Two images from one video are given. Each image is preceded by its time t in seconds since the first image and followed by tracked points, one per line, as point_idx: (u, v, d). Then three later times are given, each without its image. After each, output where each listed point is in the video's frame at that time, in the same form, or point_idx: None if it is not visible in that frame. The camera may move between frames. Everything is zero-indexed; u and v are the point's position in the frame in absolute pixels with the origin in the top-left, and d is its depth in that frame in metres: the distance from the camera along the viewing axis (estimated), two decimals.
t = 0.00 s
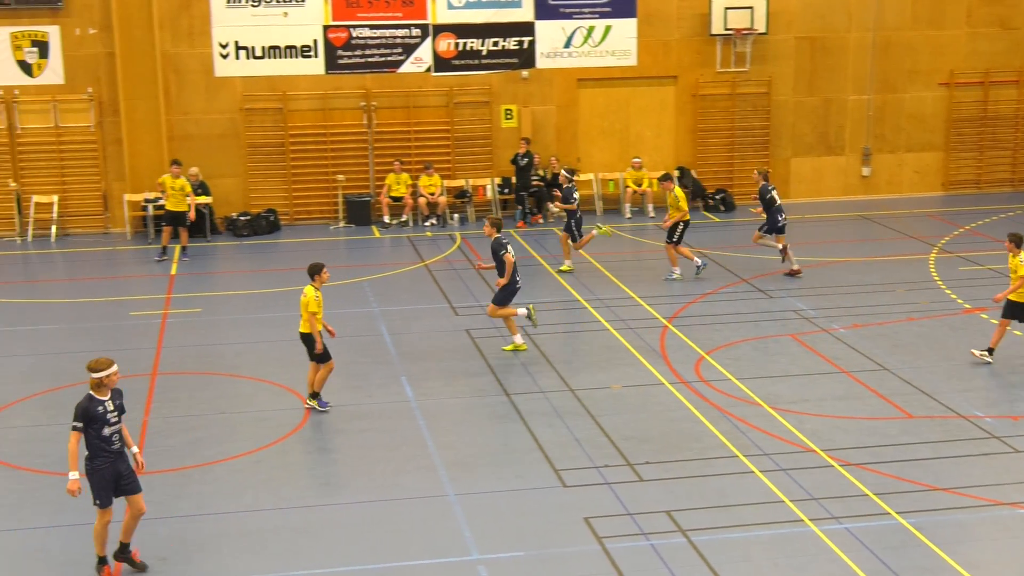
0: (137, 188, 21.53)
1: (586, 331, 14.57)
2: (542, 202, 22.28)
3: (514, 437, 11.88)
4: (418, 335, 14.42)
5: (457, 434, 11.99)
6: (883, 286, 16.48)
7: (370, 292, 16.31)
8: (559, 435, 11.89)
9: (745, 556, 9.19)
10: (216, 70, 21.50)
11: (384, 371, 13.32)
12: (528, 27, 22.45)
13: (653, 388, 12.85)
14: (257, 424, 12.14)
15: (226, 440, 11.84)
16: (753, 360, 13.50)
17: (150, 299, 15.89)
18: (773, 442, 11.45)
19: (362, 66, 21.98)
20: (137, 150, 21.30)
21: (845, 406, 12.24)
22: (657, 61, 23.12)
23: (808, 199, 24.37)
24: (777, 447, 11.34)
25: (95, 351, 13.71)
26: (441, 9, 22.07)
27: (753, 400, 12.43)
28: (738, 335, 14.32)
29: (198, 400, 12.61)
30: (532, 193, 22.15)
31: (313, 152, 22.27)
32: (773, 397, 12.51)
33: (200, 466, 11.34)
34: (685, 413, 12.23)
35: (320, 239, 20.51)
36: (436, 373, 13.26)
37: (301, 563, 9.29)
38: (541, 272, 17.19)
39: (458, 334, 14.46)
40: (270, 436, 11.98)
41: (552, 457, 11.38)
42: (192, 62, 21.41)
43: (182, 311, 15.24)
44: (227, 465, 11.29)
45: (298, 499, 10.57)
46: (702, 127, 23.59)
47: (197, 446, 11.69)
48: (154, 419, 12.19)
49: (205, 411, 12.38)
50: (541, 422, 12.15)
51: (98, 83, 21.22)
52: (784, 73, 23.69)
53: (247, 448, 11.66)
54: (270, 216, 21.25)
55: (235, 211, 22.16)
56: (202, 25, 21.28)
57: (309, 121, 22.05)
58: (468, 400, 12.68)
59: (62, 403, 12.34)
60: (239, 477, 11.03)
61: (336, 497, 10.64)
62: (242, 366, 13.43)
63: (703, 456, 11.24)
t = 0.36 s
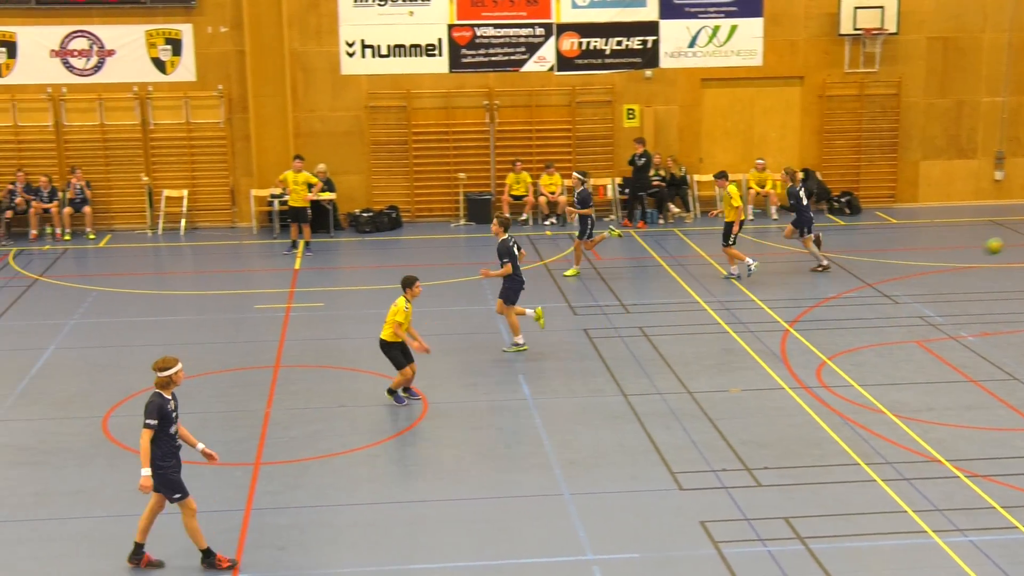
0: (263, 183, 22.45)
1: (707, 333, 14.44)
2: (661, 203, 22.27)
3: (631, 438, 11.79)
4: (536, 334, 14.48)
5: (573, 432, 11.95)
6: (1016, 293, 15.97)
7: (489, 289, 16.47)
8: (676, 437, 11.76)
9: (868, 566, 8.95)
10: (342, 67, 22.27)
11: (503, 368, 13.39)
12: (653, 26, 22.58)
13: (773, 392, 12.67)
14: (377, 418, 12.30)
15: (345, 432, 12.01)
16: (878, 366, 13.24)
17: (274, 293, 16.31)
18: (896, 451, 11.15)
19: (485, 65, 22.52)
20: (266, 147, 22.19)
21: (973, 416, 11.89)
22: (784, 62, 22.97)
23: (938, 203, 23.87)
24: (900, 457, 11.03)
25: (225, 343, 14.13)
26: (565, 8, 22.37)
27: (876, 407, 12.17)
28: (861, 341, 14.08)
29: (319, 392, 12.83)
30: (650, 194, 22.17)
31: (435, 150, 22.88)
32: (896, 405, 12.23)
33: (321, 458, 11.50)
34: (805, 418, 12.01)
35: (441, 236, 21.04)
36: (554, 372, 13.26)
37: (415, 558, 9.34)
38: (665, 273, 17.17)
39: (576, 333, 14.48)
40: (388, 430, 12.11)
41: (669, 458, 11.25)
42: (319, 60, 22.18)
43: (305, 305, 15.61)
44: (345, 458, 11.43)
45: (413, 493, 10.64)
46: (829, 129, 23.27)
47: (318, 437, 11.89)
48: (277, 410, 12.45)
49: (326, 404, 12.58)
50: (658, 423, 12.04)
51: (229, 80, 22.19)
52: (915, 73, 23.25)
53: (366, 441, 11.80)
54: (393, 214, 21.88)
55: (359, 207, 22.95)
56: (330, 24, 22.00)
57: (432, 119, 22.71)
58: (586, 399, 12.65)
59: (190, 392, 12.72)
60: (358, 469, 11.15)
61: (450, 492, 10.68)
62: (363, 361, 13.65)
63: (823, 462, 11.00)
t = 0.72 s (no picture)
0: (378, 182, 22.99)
1: (823, 339, 14.22)
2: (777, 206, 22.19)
3: (742, 444, 11.61)
4: (646, 336, 14.40)
5: (682, 436, 11.81)
6: None
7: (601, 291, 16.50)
8: (788, 443, 11.55)
9: None
10: (458, 67, 22.65)
11: (614, 369, 13.36)
12: (770, 27, 22.46)
13: (890, 401, 12.41)
14: (487, 417, 12.33)
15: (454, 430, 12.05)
16: (1002, 378, 12.85)
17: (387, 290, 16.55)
18: (1018, 463, 10.76)
19: (600, 66, 22.62)
20: (380, 147, 22.63)
21: None
22: (906, 63, 22.52)
23: None
24: (1023, 470, 10.63)
25: (341, 338, 14.41)
26: (683, 9, 22.42)
27: (997, 418, 11.80)
28: (982, 350, 13.72)
29: (428, 390, 12.92)
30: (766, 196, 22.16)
31: (548, 146, 23.03)
32: (1018, 416, 11.85)
33: (429, 455, 11.55)
34: (923, 428, 11.70)
35: (556, 236, 21.30)
36: (664, 375, 13.16)
37: (522, 557, 9.29)
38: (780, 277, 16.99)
39: (687, 336, 14.39)
40: (497, 429, 12.13)
41: (780, 465, 11.04)
42: (435, 60, 22.62)
43: (418, 303, 15.79)
44: (453, 456, 11.46)
45: (520, 493, 10.60)
46: (952, 133, 22.69)
47: (428, 434, 11.96)
48: (388, 406, 12.56)
49: (435, 402, 12.67)
50: (770, 430, 11.83)
51: (346, 80, 22.79)
52: None
53: (475, 440, 11.82)
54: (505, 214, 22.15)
55: (471, 206, 23.30)
56: (446, 24, 22.41)
57: (546, 119, 22.90)
58: (698, 403, 12.54)
59: (305, 386, 12.95)
60: (466, 467, 11.16)
61: (557, 493, 10.62)
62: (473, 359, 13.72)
63: (940, 474, 10.69)
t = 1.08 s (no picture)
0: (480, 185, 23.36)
1: (931, 351, 13.91)
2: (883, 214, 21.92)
3: (843, 455, 11.37)
4: (747, 344, 14.24)
5: (783, 447, 11.60)
6: None
7: (701, 297, 16.45)
8: (891, 455, 11.28)
9: None
10: (562, 72, 22.82)
11: (714, 377, 13.27)
12: (882, 32, 22.08)
13: (999, 416, 12.05)
14: (585, 421, 12.29)
15: (552, 435, 12.02)
16: None
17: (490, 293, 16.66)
18: None
19: (705, 71, 22.52)
20: (484, 149, 23.04)
21: None
22: (1021, 69, 22.04)
23: None
24: None
25: (443, 340, 14.57)
26: (791, 13, 22.19)
27: None
28: None
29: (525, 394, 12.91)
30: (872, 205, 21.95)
31: (651, 153, 22.98)
32: None
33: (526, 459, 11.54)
34: None
35: (657, 243, 21.15)
36: (765, 385, 12.98)
37: (618, 564, 9.17)
38: (884, 287, 16.72)
39: (790, 344, 14.23)
40: (595, 434, 12.07)
41: (883, 477, 10.78)
42: (540, 65, 22.85)
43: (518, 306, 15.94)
44: (551, 461, 11.41)
45: (617, 500, 10.49)
46: None
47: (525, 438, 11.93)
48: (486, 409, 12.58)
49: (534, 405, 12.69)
50: (873, 441, 11.58)
51: (450, 84, 23.20)
52: None
53: (572, 445, 11.79)
54: (606, 219, 22.35)
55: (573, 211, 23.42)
56: (551, 29, 22.65)
57: (649, 125, 22.85)
58: (799, 413, 12.35)
59: (406, 388, 13.06)
60: (563, 472, 11.11)
61: (654, 499, 10.50)
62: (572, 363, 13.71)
63: None
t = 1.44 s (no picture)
0: (568, 196, 23.37)
1: None
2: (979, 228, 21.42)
3: (935, 473, 11.08)
4: (835, 358, 14.06)
5: (873, 463, 11.35)
6: None
7: (790, 310, 16.33)
8: (985, 475, 10.97)
9: None
10: (651, 83, 22.77)
11: (802, 391, 13.14)
12: (981, 43, 21.67)
13: None
14: (671, 433, 12.18)
15: (638, 446, 11.90)
16: None
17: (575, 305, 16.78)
18: None
19: (797, 82, 22.29)
20: (572, 159, 23.13)
21: None
22: None
23: None
24: None
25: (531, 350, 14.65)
26: (886, 23, 21.87)
27: None
28: None
29: (611, 404, 12.87)
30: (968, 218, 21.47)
31: (741, 165, 22.78)
32: None
33: (610, 470, 11.44)
34: None
35: (743, 253, 21.17)
36: (854, 401, 12.80)
37: None
38: (979, 302, 16.36)
39: (880, 360, 14.02)
40: (681, 446, 11.94)
41: (976, 496, 10.48)
42: (629, 75, 22.82)
43: (604, 317, 16.01)
44: (636, 472, 11.28)
45: (703, 513, 10.32)
46: None
47: (610, 449, 11.84)
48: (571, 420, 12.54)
49: (620, 416, 12.63)
50: (966, 460, 11.28)
51: (539, 94, 23.31)
52: None
53: (656, 456, 11.66)
54: (694, 229, 22.13)
55: (661, 222, 23.36)
56: (641, 39, 22.64)
57: (740, 135, 22.66)
58: (889, 429, 12.12)
59: (491, 397, 13.09)
60: (648, 484, 10.99)
61: (740, 513, 10.33)
62: (658, 375, 13.66)
63: None
